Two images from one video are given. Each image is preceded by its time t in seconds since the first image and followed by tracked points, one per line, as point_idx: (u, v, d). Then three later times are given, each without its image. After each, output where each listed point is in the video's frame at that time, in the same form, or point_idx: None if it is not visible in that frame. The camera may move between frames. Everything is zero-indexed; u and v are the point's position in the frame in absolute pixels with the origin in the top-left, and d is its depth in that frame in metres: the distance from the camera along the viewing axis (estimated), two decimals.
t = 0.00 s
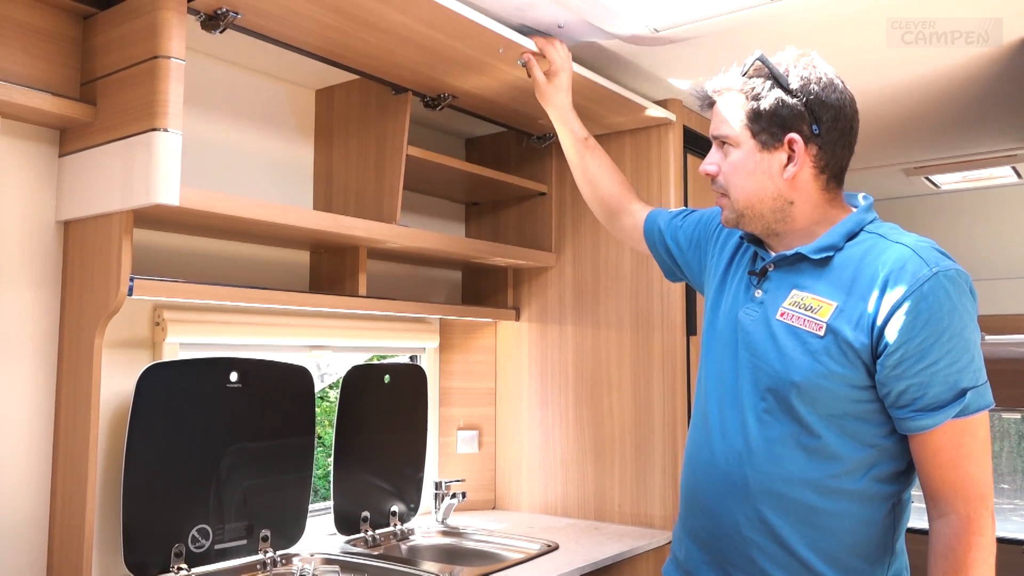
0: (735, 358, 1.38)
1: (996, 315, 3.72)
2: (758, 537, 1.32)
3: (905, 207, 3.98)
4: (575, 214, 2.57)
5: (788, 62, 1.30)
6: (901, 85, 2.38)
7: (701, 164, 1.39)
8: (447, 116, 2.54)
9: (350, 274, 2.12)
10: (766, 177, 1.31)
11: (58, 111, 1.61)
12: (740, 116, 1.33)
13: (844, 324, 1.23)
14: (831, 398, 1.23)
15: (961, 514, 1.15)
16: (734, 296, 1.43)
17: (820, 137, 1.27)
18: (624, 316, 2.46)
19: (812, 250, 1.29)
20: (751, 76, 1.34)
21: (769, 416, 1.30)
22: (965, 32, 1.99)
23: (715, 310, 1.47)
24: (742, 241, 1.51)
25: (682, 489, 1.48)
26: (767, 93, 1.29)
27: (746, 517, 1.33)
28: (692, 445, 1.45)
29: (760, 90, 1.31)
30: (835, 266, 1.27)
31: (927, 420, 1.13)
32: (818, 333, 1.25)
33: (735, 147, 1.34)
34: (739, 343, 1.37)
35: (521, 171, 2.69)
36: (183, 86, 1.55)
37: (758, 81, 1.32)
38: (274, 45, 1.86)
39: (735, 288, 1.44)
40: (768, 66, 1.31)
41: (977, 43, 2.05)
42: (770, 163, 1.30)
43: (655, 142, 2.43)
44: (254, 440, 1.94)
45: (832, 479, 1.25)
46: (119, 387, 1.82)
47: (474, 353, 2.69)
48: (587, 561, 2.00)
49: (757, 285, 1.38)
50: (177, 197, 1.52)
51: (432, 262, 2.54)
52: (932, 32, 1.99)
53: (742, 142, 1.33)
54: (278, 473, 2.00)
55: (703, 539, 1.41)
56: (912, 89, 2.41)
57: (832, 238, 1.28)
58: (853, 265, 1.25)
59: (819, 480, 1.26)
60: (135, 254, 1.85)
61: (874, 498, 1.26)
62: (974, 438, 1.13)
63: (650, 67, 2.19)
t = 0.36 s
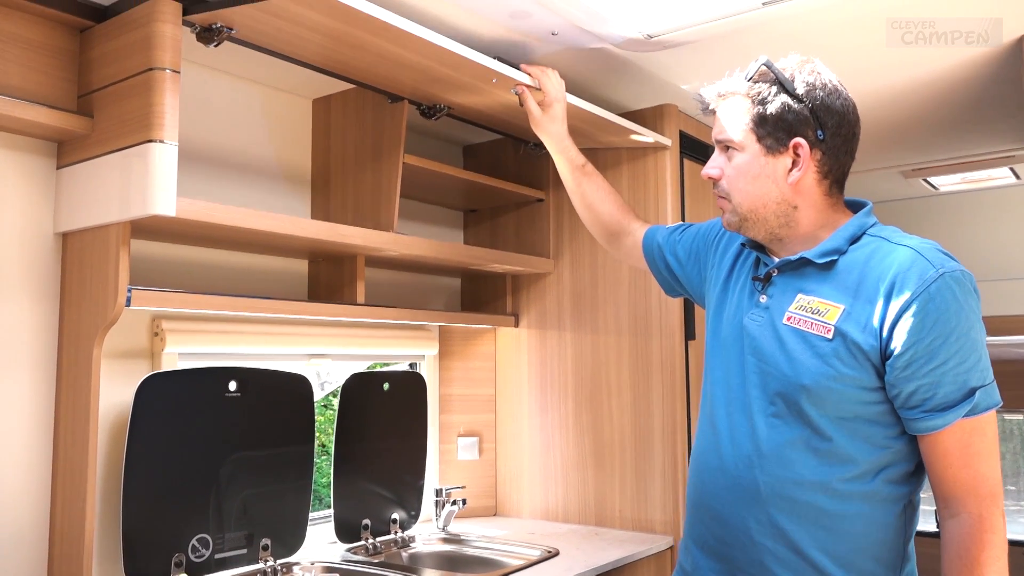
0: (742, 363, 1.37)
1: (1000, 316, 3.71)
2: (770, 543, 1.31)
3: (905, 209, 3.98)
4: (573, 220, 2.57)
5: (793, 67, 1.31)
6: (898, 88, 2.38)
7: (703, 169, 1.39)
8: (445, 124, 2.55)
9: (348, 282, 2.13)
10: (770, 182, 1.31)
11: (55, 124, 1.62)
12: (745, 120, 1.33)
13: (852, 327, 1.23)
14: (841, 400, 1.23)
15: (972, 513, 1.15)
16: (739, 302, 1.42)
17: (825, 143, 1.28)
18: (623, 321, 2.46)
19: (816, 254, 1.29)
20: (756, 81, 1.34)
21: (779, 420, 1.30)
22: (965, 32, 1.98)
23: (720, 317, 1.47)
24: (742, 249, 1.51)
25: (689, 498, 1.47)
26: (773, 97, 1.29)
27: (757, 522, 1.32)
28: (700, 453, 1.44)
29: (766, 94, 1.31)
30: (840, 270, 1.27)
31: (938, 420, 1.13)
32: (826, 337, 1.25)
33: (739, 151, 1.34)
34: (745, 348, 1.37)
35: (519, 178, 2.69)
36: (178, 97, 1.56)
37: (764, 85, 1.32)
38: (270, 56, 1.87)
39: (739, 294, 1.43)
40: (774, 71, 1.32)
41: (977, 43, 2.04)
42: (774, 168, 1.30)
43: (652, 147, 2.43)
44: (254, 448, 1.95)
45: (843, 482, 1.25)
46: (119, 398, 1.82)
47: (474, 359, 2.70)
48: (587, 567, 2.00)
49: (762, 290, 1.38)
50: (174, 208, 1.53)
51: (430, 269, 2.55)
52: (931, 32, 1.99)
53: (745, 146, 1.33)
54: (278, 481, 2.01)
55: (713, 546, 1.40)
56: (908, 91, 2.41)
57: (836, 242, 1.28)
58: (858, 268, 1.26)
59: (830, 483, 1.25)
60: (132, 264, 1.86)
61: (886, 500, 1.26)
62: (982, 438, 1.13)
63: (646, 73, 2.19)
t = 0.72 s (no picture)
0: (746, 371, 1.37)
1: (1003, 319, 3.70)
2: (779, 550, 1.30)
3: (905, 214, 3.97)
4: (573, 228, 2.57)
5: (773, 80, 1.32)
6: (895, 93, 2.38)
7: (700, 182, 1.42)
8: (444, 133, 2.55)
9: (348, 292, 2.13)
10: (755, 194, 1.32)
11: (54, 136, 1.63)
12: (728, 136, 1.35)
13: (856, 333, 1.23)
14: (847, 407, 1.23)
15: (985, 518, 1.15)
16: (740, 309, 1.42)
17: (806, 153, 1.27)
18: (623, 328, 2.46)
19: (817, 261, 1.29)
20: (741, 96, 1.36)
21: (785, 428, 1.30)
22: (965, 32, 1.95)
23: (721, 325, 1.47)
24: (743, 259, 1.51)
25: (694, 506, 1.47)
26: (752, 113, 1.31)
27: (765, 530, 1.32)
28: (705, 461, 1.44)
29: (747, 109, 1.33)
30: (842, 276, 1.27)
31: (946, 426, 1.14)
32: (831, 344, 1.25)
33: (726, 165, 1.36)
34: (748, 356, 1.37)
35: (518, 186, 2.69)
36: (176, 109, 1.56)
37: (746, 100, 1.34)
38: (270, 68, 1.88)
39: (741, 301, 1.43)
40: (755, 85, 1.33)
41: (978, 43, 2.01)
42: (758, 180, 1.31)
43: (650, 154, 2.43)
44: (255, 459, 1.95)
45: (852, 489, 1.25)
46: (119, 409, 1.83)
47: (475, 368, 2.70)
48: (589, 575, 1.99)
49: (763, 297, 1.38)
50: (174, 218, 1.53)
51: (430, 278, 2.55)
52: (932, 31, 1.95)
53: (731, 161, 1.35)
54: (278, 491, 2.00)
55: (719, 555, 1.39)
56: (906, 96, 2.41)
57: (837, 248, 1.28)
58: (860, 274, 1.25)
59: (838, 490, 1.26)
60: (133, 276, 1.87)
61: (894, 505, 1.26)
62: (991, 442, 1.14)
63: (644, 81, 2.19)
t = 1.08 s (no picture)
0: (729, 376, 1.38)
1: (1004, 323, 3.70)
2: (763, 554, 1.31)
3: (905, 219, 3.97)
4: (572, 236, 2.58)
5: (751, 93, 1.33)
6: (893, 99, 2.38)
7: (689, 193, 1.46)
8: (443, 141, 2.56)
9: (348, 301, 2.14)
10: (736, 205, 1.35)
11: (54, 148, 1.63)
12: (710, 149, 1.37)
13: (834, 338, 1.23)
14: (826, 412, 1.24)
15: (963, 521, 1.14)
16: (725, 316, 1.43)
17: (783, 166, 1.28)
18: (623, 335, 2.46)
19: (796, 267, 1.30)
20: (721, 109, 1.37)
21: (766, 433, 1.30)
22: (965, 32, 1.93)
23: (708, 331, 1.48)
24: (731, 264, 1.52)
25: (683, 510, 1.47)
26: (730, 127, 1.33)
27: (749, 534, 1.32)
28: (693, 466, 1.44)
29: (726, 123, 1.35)
30: (821, 282, 1.28)
31: (921, 430, 1.14)
32: (809, 349, 1.26)
33: (710, 177, 1.39)
34: (732, 362, 1.38)
35: (517, 194, 2.70)
36: (175, 120, 1.57)
37: (725, 114, 1.36)
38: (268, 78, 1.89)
39: (725, 307, 1.44)
40: (734, 99, 1.35)
41: (978, 43, 1.99)
42: (738, 192, 1.34)
43: (648, 160, 2.42)
44: (256, 468, 1.95)
45: (832, 493, 1.25)
46: (120, 419, 1.83)
47: (476, 376, 2.70)
48: None
49: (747, 303, 1.39)
50: (173, 229, 1.54)
51: (430, 287, 2.55)
52: (932, 32, 1.92)
53: (714, 173, 1.38)
54: (279, 500, 2.00)
55: (707, 559, 1.39)
56: (904, 101, 2.41)
57: (816, 255, 1.29)
58: (838, 280, 1.26)
59: (819, 494, 1.26)
60: (133, 286, 1.87)
61: (875, 509, 1.26)
62: (970, 445, 1.13)
63: (642, 89, 2.19)
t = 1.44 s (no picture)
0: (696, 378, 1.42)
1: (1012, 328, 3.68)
2: (724, 545, 1.34)
3: (912, 223, 3.97)
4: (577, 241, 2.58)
5: (720, 111, 1.39)
6: (898, 103, 2.38)
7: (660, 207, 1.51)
8: (448, 148, 2.57)
9: (355, 307, 2.14)
10: (706, 216, 1.40)
11: (62, 156, 1.64)
12: (681, 164, 1.43)
13: (792, 340, 1.29)
14: (783, 409, 1.28)
15: (906, 512, 1.19)
16: (695, 322, 1.48)
17: (750, 179, 1.35)
18: (629, 342, 2.45)
19: (760, 275, 1.36)
20: (691, 126, 1.44)
21: (728, 429, 1.34)
22: (966, 32, 1.90)
23: (679, 337, 1.52)
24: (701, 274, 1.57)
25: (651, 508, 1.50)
26: (700, 143, 1.39)
27: (711, 526, 1.35)
28: (661, 464, 1.47)
29: (695, 140, 1.41)
30: (781, 288, 1.34)
31: (869, 425, 1.19)
32: (768, 350, 1.31)
33: (680, 191, 1.44)
34: (698, 364, 1.42)
35: (522, 200, 2.70)
36: (182, 127, 1.58)
37: (695, 131, 1.42)
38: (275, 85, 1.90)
39: (696, 314, 1.49)
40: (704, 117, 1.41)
41: (978, 44, 1.96)
42: (707, 204, 1.39)
43: (653, 166, 2.41)
44: (264, 475, 1.95)
45: (789, 487, 1.29)
46: (128, 426, 1.83)
47: (482, 382, 2.70)
48: None
49: (714, 309, 1.44)
50: (181, 236, 1.54)
51: (437, 293, 2.56)
52: (934, 32, 1.89)
53: (684, 186, 1.43)
54: (287, 507, 2.00)
55: (672, 552, 1.42)
56: (909, 105, 2.40)
57: (778, 264, 1.35)
58: (797, 286, 1.32)
59: (775, 487, 1.30)
60: (142, 293, 1.88)
61: (829, 502, 1.29)
62: (914, 441, 1.19)
63: (647, 95, 2.19)
